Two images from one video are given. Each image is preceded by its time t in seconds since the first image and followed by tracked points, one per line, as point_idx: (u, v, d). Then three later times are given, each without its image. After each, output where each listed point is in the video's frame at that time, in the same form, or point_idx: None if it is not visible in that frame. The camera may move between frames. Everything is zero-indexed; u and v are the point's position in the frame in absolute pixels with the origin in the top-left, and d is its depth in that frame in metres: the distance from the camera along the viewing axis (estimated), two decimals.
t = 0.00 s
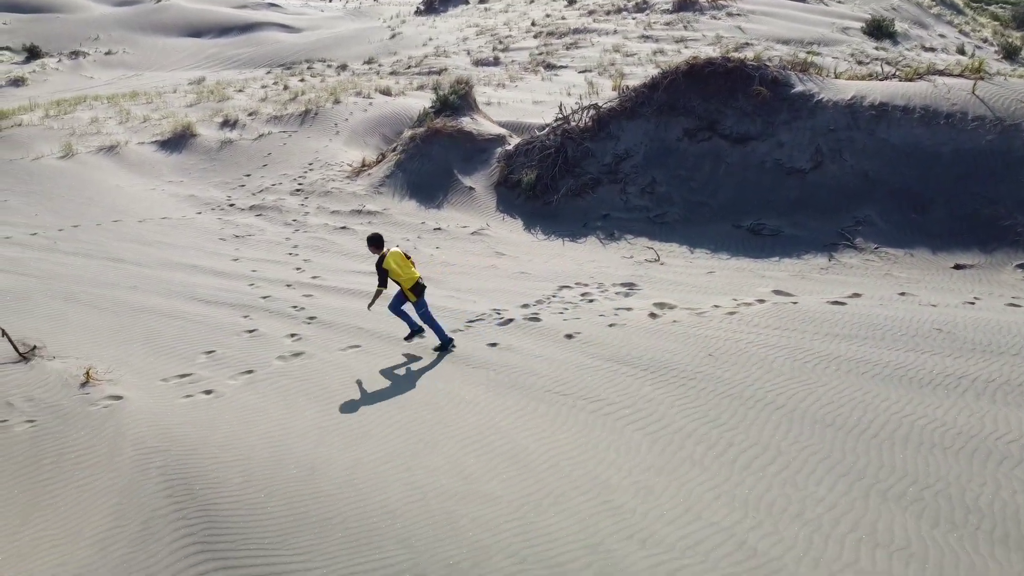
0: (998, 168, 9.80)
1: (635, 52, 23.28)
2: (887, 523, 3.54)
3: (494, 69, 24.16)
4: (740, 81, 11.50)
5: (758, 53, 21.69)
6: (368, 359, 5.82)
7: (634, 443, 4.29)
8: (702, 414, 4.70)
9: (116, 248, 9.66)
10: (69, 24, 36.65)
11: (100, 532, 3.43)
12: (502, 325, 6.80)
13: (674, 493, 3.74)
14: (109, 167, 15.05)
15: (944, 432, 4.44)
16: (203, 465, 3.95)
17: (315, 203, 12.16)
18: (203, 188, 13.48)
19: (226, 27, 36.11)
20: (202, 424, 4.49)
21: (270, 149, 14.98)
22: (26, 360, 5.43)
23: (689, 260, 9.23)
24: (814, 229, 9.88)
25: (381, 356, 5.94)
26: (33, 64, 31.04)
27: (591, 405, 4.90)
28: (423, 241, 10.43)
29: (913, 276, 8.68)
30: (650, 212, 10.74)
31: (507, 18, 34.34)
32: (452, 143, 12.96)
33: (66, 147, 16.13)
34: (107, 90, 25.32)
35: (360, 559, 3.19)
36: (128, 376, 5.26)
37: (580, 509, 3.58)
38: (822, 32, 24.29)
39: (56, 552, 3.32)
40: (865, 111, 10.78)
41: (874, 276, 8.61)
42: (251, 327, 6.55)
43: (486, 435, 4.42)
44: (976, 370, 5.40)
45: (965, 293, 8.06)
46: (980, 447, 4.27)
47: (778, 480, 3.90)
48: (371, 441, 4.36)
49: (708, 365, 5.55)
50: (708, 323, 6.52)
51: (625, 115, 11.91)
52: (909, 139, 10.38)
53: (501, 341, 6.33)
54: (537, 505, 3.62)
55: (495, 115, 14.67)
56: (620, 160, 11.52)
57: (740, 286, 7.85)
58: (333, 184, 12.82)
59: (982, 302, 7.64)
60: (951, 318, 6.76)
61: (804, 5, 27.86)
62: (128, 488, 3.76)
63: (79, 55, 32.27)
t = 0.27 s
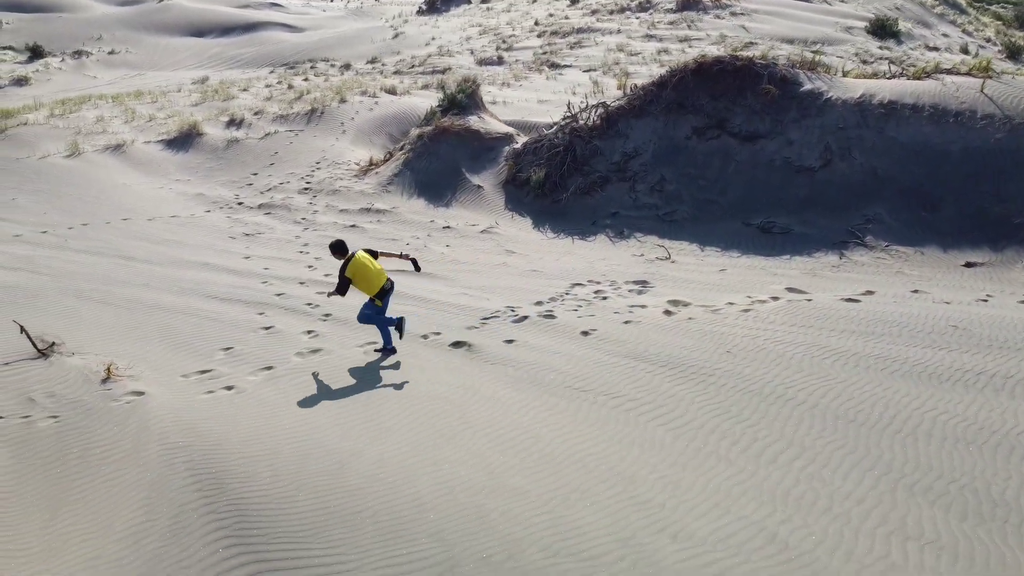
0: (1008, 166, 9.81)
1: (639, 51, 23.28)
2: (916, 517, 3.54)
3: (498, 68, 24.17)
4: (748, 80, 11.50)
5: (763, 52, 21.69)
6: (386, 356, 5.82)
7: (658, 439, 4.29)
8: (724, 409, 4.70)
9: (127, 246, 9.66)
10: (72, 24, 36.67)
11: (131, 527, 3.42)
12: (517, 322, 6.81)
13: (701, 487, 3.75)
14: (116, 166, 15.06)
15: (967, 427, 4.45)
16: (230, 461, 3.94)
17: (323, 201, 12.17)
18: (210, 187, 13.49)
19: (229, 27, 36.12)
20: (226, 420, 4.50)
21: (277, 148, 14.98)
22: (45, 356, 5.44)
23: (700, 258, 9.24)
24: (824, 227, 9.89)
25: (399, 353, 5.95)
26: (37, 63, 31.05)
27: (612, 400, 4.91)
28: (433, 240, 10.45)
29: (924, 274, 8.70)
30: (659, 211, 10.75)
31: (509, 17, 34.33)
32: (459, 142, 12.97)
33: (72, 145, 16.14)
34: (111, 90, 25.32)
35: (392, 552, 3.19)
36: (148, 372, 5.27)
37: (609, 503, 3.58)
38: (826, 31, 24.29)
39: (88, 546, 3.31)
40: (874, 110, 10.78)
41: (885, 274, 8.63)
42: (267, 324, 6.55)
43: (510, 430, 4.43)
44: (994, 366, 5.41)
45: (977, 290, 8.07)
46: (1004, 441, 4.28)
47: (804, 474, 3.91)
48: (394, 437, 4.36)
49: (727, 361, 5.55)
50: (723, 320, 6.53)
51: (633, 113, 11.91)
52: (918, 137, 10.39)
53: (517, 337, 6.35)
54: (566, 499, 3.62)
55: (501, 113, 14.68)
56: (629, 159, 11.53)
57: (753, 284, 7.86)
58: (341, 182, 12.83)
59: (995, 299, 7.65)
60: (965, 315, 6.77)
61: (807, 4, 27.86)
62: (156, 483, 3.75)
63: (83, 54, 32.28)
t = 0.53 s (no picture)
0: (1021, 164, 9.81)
1: (646, 50, 23.28)
2: (955, 511, 3.55)
3: (504, 67, 24.17)
4: (761, 78, 11.51)
5: (769, 50, 21.70)
6: (411, 352, 5.83)
7: (692, 434, 4.30)
8: (754, 404, 4.71)
9: (143, 244, 9.67)
10: (75, 23, 36.67)
11: (176, 520, 3.43)
12: (539, 319, 6.82)
13: (740, 482, 3.76)
14: (126, 164, 15.07)
15: (998, 423, 4.46)
16: (267, 454, 3.96)
17: (336, 200, 12.18)
18: (222, 185, 13.50)
19: (233, 27, 36.12)
20: (258, 414, 4.51)
21: (287, 147, 14.98)
22: (73, 352, 5.44)
23: (715, 256, 9.25)
24: (839, 225, 9.90)
25: (423, 349, 5.96)
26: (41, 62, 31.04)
27: (642, 396, 4.92)
28: (447, 238, 10.46)
29: (940, 272, 8.71)
30: (673, 209, 10.76)
31: (513, 17, 34.33)
32: (470, 140, 12.97)
33: (81, 144, 16.14)
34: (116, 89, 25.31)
35: (437, 546, 3.20)
36: (177, 368, 5.28)
37: (649, 497, 3.59)
38: (832, 30, 24.28)
39: (134, 538, 3.33)
40: (886, 108, 10.78)
41: (901, 271, 8.64)
42: (292, 321, 6.58)
43: (543, 426, 4.44)
44: (1019, 362, 5.41)
45: (995, 288, 8.08)
46: None
47: (840, 469, 3.92)
48: (426, 431, 4.37)
49: (753, 357, 5.56)
50: (745, 317, 6.54)
51: (645, 111, 11.92)
52: (931, 135, 10.39)
53: (540, 334, 6.36)
54: (606, 493, 3.63)
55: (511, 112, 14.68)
56: (641, 157, 11.53)
57: (771, 281, 7.87)
58: (352, 181, 12.84)
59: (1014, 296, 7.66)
60: (986, 312, 6.78)
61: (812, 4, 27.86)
62: (197, 477, 3.77)
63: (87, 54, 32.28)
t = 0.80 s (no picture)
0: None
1: (657, 49, 23.27)
2: (1009, 508, 3.55)
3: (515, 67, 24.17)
4: (780, 77, 11.51)
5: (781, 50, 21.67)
6: (446, 349, 5.85)
7: (738, 431, 4.30)
8: (797, 402, 4.71)
9: (166, 242, 9.70)
10: (84, 23, 36.73)
11: (234, 515, 3.45)
12: (569, 317, 6.82)
13: (792, 478, 3.77)
14: (142, 163, 15.10)
15: None
16: (317, 449, 3.97)
17: (354, 199, 12.20)
18: (239, 184, 13.52)
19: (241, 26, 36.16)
20: (302, 410, 4.52)
21: (302, 146, 15.01)
22: (112, 348, 5.46)
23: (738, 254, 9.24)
24: (861, 224, 9.89)
25: (457, 346, 5.97)
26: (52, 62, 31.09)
27: (683, 393, 4.92)
28: (468, 236, 10.47)
29: (964, 271, 8.70)
30: (694, 207, 10.76)
31: (522, 16, 34.32)
32: (488, 139, 12.98)
33: (97, 143, 16.17)
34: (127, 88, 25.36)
35: (497, 541, 3.21)
36: (216, 364, 5.30)
37: (703, 493, 3.60)
38: (843, 30, 24.24)
39: (193, 532, 3.34)
40: (907, 107, 10.77)
41: (925, 270, 8.64)
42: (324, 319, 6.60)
43: (588, 422, 4.45)
44: None
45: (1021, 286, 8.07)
46: None
47: (890, 466, 3.92)
48: (471, 427, 4.38)
49: (789, 355, 5.56)
50: (777, 315, 6.54)
51: (664, 110, 11.93)
52: (952, 134, 10.37)
53: (572, 332, 6.36)
54: (660, 489, 3.64)
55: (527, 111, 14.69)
56: (660, 156, 11.54)
57: (797, 280, 7.86)
58: (370, 180, 12.86)
59: None
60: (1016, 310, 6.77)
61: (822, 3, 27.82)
62: (250, 472, 3.78)
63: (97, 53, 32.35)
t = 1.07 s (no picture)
0: None
1: (671, 49, 23.24)
2: None
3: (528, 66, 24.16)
4: (804, 76, 11.50)
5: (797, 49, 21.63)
6: (487, 347, 5.85)
7: (793, 431, 4.29)
8: (847, 402, 4.70)
9: (193, 240, 9.72)
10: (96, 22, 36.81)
11: (302, 511, 3.46)
12: (605, 315, 6.81)
13: (853, 478, 3.76)
14: (162, 162, 15.14)
15: None
16: (375, 446, 3.98)
17: (377, 198, 12.21)
18: (260, 183, 13.54)
19: (252, 26, 36.21)
20: (354, 407, 4.53)
21: (322, 145, 15.03)
22: (156, 346, 5.48)
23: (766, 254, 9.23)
24: (888, 224, 9.86)
25: (498, 345, 5.97)
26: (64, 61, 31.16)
27: (732, 392, 4.91)
28: (493, 235, 10.47)
29: (995, 271, 8.67)
30: (719, 207, 10.75)
31: (533, 16, 34.31)
32: (509, 137, 12.98)
33: (115, 142, 16.20)
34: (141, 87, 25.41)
35: (568, 539, 3.21)
36: (263, 361, 5.31)
37: (767, 493, 3.59)
38: (857, 30, 24.18)
39: (262, 529, 3.35)
40: (932, 106, 10.73)
41: (956, 270, 8.61)
42: (362, 319, 6.61)
43: (641, 421, 4.44)
44: None
45: None
46: None
47: (950, 466, 3.90)
48: (523, 424, 4.39)
49: (833, 354, 5.55)
50: (815, 315, 6.52)
51: (687, 109, 11.92)
52: (978, 133, 10.32)
53: (611, 330, 6.35)
54: (723, 488, 3.64)
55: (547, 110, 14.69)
56: (684, 155, 11.53)
57: (830, 279, 7.84)
58: (392, 179, 12.86)
59: None
60: None
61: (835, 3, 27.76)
62: (312, 468, 3.79)
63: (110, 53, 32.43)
